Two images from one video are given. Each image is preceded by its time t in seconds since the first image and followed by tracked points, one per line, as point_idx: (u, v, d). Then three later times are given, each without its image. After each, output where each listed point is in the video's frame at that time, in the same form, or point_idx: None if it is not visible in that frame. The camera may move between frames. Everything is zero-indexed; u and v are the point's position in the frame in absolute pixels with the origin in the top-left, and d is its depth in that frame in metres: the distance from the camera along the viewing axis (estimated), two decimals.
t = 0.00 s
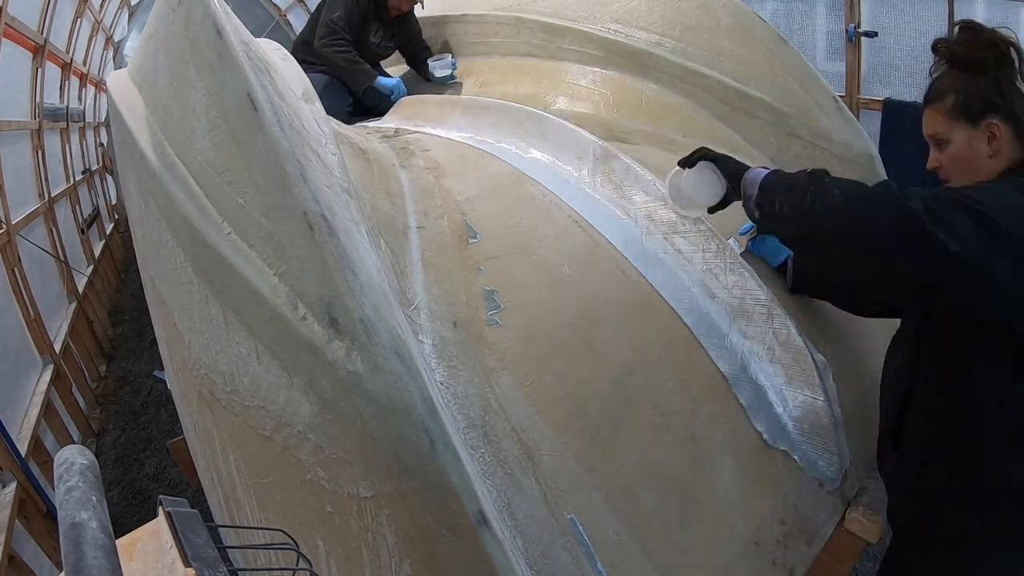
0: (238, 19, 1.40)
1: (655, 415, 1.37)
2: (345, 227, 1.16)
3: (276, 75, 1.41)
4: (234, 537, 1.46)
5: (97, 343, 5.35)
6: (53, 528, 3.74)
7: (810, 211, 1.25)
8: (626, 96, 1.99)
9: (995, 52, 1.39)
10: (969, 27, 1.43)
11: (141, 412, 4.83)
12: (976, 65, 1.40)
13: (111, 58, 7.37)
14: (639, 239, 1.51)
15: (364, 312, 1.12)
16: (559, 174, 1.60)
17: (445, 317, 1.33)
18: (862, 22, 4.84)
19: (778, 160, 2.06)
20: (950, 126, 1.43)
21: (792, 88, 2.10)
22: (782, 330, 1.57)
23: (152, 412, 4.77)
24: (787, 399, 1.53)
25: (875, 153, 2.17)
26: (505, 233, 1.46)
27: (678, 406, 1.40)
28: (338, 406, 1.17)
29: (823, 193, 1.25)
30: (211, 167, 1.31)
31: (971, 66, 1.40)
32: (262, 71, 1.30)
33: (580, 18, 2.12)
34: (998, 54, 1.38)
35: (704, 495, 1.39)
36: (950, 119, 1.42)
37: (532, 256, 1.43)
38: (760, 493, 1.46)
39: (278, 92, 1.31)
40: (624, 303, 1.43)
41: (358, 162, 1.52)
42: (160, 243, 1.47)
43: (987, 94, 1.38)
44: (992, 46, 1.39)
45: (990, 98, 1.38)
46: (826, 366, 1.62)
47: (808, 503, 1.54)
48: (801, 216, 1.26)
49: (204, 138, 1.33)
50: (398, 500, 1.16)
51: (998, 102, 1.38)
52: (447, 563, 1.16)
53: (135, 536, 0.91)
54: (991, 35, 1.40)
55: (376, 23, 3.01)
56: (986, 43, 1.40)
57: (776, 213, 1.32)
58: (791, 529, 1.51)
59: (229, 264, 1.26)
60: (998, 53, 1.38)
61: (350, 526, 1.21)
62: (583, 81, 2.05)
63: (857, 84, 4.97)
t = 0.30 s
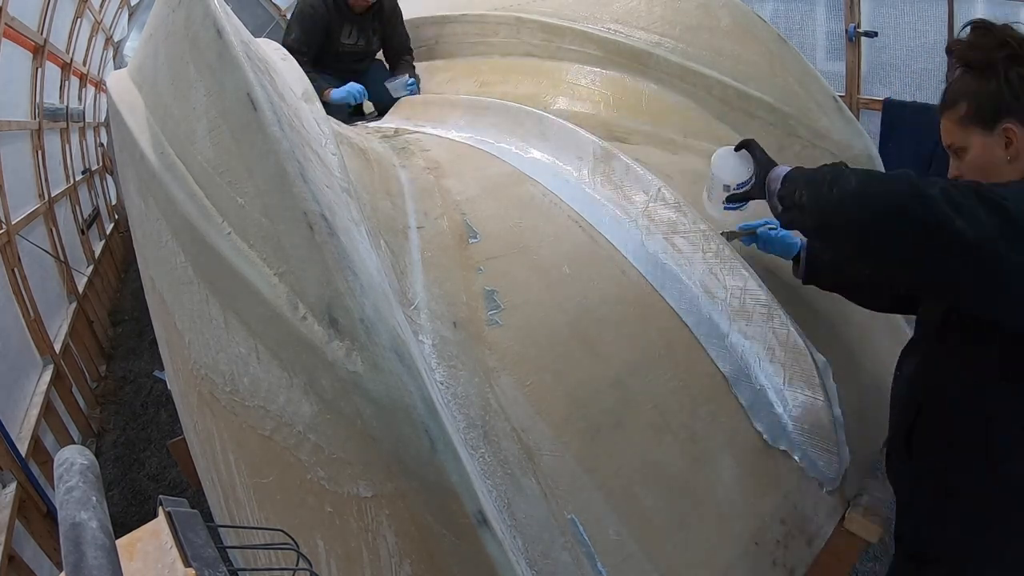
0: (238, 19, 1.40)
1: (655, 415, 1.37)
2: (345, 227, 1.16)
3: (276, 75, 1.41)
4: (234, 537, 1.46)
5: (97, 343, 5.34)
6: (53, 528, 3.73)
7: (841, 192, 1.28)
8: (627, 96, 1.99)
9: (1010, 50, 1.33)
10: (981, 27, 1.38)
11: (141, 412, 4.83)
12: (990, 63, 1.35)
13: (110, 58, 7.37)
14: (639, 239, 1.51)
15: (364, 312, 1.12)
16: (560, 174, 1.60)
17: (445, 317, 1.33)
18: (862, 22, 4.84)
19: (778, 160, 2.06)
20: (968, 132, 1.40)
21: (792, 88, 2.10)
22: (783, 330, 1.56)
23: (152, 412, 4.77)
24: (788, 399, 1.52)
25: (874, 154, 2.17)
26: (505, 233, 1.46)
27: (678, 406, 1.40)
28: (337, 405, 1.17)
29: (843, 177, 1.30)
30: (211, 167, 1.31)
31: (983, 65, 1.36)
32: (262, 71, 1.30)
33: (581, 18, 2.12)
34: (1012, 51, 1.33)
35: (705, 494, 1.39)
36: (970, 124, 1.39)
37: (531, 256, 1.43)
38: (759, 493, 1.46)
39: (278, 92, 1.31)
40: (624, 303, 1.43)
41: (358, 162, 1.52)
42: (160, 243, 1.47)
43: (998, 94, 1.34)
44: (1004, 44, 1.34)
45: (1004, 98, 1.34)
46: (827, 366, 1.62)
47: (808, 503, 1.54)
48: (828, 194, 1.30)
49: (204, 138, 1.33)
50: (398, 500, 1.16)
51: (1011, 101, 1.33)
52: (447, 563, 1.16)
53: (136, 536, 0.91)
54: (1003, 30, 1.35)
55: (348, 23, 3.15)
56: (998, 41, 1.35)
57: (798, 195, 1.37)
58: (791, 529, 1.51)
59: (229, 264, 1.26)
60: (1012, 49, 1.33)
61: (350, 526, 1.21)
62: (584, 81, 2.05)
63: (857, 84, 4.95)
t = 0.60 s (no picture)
0: (238, 19, 1.40)
1: (655, 415, 1.37)
2: (345, 227, 1.16)
3: (275, 75, 1.41)
4: (234, 537, 1.46)
5: (97, 343, 5.34)
6: (53, 528, 3.74)
7: (836, 239, 1.12)
8: (627, 96, 1.99)
9: None
10: (997, 39, 1.24)
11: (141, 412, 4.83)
12: (1004, 75, 1.19)
13: (110, 58, 7.37)
14: (639, 239, 1.51)
15: (365, 312, 1.12)
16: (559, 174, 1.60)
17: (445, 317, 1.32)
18: (862, 22, 4.84)
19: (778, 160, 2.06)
20: (991, 151, 1.25)
21: (791, 88, 2.10)
22: (783, 330, 1.57)
23: (152, 412, 4.77)
24: (787, 399, 1.53)
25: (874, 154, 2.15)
26: (505, 233, 1.46)
27: (678, 406, 1.40)
28: (337, 405, 1.17)
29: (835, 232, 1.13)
30: (211, 167, 1.31)
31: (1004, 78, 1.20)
32: (262, 71, 1.30)
33: (580, 18, 2.12)
34: None
35: (705, 495, 1.39)
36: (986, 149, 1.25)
37: (532, 256, 1.43)
38: (759, 494, 1.46)
39: (278, 92, 1.31)
40: (624, 303, 1.43)
41: (358, 162, 1.52)
42: (160, 243, 1.47)
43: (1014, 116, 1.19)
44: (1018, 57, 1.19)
45: None
46: (827, 366, 1.62)
47: (808, 503, 1.54)
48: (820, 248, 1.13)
49: (204, 138, 1.33)
50: (398, 500, 1.16)
51: None
52: (447, 563, 1.16)
53: (135, 536, 0.91)
54: None
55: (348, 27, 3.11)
56: (1013, 51, 1.20)
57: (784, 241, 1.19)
58: (792, 529, 1.51)
59: (229, 264, 1.26)
60: None
61: (350, 526, 1.21)
62: (584, 81, 2.04)
63: (857, 84, 4.96)
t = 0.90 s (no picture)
0: (238, 19, 1.40)
1: (655, 416, 1.37)
2: (345, 227, 1.16)
3: (275, 75, 1.40)
4: (234, 537, 1.46)
5: (97, 343, 5.34)
6: (53, 528, 3.74)
7: (783, 389, 1.13)
8: (627, 96, 1.99)
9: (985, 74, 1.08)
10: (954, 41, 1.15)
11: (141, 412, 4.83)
12: (960, 96, 1.13)
13: (110, 58, 7.37)
14: (639, 240, 1.52)
15: (365, 312, 1.12)
16: (560, 174, 1.60)
17: (445, 317, 1.33)
18: (862, 22, 4.84)
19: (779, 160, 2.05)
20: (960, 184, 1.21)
21: (791, 88, 2.10)
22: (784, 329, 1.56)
23: (152, 412, 4.77)
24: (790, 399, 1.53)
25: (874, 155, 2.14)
26: (505, 233, 1.46)
27: (678, 407, 1.40)
28: (337, 405, 1.17)
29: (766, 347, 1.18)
30: (211, 167, 1.31)
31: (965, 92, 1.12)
32: (262, 71, 1.30)
33: (581, 18, 2.12)
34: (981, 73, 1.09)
35: (704, 495, 1.39)
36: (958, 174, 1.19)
37: (532, 256, 1.43)
38: (760, 494, 1.46)
39: (278, 92, 1.31)
40: (624, 304, 1.43)
41: (358, 162, 1.52)
42: (160, 242, 1.47)
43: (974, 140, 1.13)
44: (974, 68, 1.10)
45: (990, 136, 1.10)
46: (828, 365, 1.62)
47: (809, 503, 1.54)
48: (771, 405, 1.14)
49: (204, 138, 1.33)
50: (398, 500, 1.16)
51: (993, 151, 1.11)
52: (446, 563, 1.16)
53: (135, 536, 0.91)
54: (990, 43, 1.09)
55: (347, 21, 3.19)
56: (966, 61, 1.11)
57: (737, 374, 1.23)
58: (792, 529, 1.51)
59: (229, 264, 1.26)
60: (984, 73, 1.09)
61: (350, 526, 1.21)
62: (584, 81, 2.04)
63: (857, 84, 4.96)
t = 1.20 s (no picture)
0: (238, 19, 1.40)
1: (655, 415, 1.37)
2: (345, 227, 1.16)
3: (275, 75, 1.40)
4: (234, 537, 1.46)
5: (97, 343, 5.34)
6: (53, 528, 3.74)
7: (824, 360, 1.14)
8: (626, 96, 1.99)
9: (990, 62, 1.10)
10: (951, 34, 1.18)
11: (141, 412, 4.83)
12: (960, 80, 1.15)
13: (110, 58, 7.36)
14: (639, 240, 1.52)
15: (364, 312, 1.12)
16: (559, 174, 1.60)
17: (445, 317, 1.33)
18: (862, 22, 4.84)
19: (779, 160, 2.05)
20: (958, 164, 1.22)
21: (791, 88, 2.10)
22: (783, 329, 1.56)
23: (152, 412, 4.77)
24: (788, 399, 1.52)
25: (874, 155, 2.15)
26: (505, 233, 1.46)
27: (678, 406, 1.39)
28: (337, 405, 1.17)
29: (800, 316, 1.20)
30: (211, 167, 1.31)
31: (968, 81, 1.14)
32: (262, 71, 1.30)
33: (580, 18, 2.12)
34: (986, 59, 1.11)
35: (705, 495, 1.39)
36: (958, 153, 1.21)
37: (531, 256, 1.43)
38: (760, 494, 1.46)
39: (278, 92, 1.31)
40: (624, 304, 1.43)
41: (358, 162, 1.52)
42: (160, 242, 1.47)
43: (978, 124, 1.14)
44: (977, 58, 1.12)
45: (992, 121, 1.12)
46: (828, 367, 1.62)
47: (809, 503, 1.54)
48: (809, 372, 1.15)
49: (204, 139, 1.33)
50: (398, 500, 1.16)
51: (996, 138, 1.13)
52: (446, 563, 1.16)
53: (135, 536, 0.91)
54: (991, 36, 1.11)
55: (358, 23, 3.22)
56: (970, 48, 1.13)
57: (771, 344, 1.22)
58: (792, 529, 1.51)
59: (229, 264, 1.27)
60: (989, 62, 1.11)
61: (350, 526, 1.21)
62: (584, 81, 2.08)
63: (857, 84, 4.96)
